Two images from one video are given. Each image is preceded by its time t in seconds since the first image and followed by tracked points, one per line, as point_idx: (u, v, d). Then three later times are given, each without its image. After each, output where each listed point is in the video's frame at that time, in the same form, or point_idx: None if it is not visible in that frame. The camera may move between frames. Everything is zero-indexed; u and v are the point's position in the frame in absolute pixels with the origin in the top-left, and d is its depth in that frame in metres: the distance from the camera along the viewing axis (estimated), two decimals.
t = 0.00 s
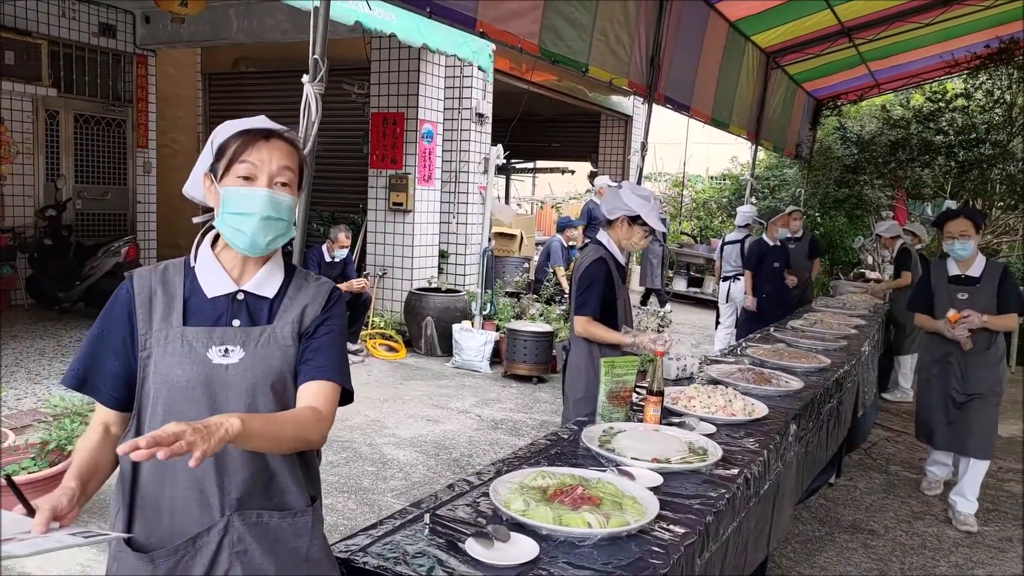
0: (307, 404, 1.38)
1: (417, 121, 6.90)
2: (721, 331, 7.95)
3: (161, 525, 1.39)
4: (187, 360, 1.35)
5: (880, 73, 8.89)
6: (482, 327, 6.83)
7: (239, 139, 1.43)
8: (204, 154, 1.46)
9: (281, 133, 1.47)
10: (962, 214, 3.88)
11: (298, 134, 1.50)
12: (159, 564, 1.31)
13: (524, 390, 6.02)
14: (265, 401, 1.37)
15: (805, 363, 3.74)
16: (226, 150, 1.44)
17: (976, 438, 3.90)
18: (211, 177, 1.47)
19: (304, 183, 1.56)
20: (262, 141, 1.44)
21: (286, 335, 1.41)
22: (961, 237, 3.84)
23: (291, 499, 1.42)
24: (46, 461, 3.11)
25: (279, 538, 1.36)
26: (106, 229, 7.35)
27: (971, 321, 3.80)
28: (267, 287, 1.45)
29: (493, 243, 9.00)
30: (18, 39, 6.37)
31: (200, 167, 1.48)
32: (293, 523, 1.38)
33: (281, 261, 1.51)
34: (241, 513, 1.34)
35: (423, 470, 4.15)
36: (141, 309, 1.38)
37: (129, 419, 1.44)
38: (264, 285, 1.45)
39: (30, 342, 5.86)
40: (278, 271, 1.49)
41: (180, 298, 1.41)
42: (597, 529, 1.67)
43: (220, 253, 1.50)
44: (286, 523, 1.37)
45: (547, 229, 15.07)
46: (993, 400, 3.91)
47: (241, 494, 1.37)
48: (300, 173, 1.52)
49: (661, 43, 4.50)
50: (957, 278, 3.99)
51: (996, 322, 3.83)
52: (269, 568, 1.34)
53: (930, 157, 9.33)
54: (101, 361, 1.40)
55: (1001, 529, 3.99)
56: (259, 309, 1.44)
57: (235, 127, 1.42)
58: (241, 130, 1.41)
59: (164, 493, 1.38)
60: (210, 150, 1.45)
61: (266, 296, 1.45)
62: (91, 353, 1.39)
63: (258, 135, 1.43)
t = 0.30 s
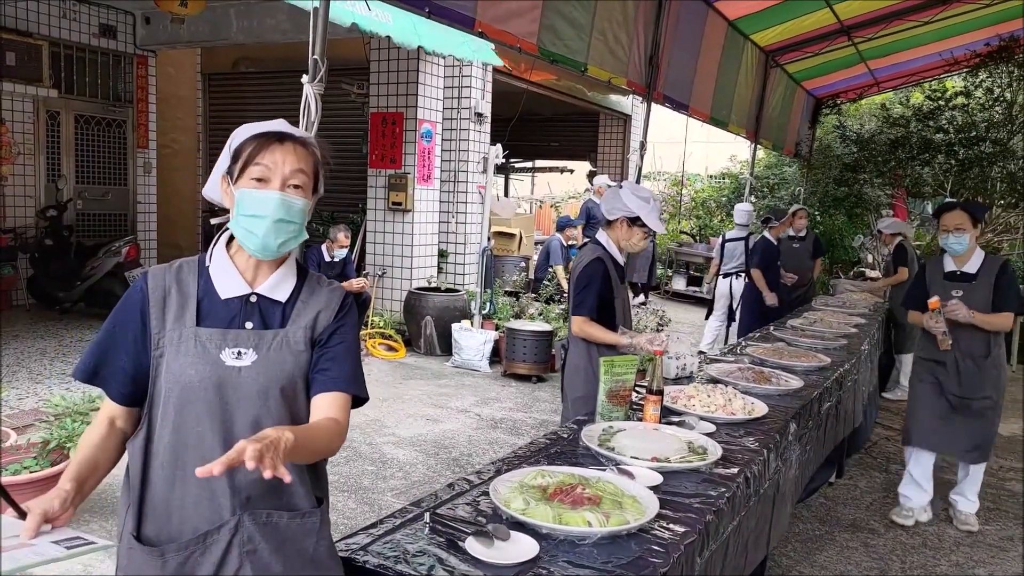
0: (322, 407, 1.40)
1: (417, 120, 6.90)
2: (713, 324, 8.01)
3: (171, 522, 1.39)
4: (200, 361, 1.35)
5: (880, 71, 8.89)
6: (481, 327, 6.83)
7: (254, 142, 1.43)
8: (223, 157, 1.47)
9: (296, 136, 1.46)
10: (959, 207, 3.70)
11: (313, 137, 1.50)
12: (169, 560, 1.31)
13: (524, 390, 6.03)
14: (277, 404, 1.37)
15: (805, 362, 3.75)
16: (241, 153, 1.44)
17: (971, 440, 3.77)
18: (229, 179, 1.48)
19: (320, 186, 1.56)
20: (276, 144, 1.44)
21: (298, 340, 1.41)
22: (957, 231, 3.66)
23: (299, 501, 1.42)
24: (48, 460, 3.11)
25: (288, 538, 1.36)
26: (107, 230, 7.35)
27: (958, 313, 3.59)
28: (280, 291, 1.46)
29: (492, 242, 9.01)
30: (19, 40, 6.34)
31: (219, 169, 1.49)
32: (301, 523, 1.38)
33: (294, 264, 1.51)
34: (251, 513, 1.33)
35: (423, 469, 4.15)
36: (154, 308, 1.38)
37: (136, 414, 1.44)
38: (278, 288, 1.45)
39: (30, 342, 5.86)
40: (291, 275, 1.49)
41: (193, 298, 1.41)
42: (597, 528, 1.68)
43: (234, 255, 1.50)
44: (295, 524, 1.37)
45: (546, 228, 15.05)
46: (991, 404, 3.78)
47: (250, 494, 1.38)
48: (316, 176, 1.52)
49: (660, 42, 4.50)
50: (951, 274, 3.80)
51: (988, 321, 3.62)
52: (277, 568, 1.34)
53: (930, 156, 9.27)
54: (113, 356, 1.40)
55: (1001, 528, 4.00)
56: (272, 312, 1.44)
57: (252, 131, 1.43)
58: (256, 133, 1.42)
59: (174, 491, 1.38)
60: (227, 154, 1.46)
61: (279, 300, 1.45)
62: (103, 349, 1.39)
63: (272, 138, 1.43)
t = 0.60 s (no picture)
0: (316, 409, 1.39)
1: (414, 117, 6.89)
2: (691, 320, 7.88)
3: (165, 522, 1.38)
4: (196, 359, 1.34)
5: (877, 71, 8.87)
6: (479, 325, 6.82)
7: (240, 130, 1.44)
8: (209, 152, 1.48)
9: (282, 123, 1.47)
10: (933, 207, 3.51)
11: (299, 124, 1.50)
12: (165, 562, 1.30)
13: (520, 387, 6.03)
14: (274, 401, 1.37)
15: (801, 360, 3.75)
16: (228, 142, 1.45)
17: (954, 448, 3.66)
18: (217, 172, 1.48)
19: (309, 178, 1.56)
20: (262, 131, 1.45)
21: (295, 336, 1.41)
22: (930, 234, 3.48)
23: (297, 500, 1.43)
24: (42, 457, 3.11)
25: (285, 538, 1.36)
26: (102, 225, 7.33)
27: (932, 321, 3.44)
28: (275, 286, 1.46)
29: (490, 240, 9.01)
30: (12, 34, 6.32)
31: (207, 164, 1.49)
32: (299, 523, 1.38)
33: (288, 257, 1.51)
34: (247, 514, 1.33)
35: (419, 466, 4.15)
36: (148, 306, 1.38)
37: (131, 415, 1.44)
38: (273, 284, 1.45)
39: (25, 338, 5.85)
40: (286, 268, 1.49)
41: (188, 296, 1.41)
42: (593, 525, 1.69)
43: (227, 248, 1.50)
44: (292, 523, 1.37)
45: (544, 226, 15.04)
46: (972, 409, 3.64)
47: (247, 494, 1.38)
48: (304, 164, 1.52)
49: (658, 40, 4.49)
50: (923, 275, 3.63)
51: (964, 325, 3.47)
52: (274, 568, 1.34)
53: (927, 156, 9.35)
54: (107, 355, 1.39)
55: (993, 525, 4.01)
56: (268, 308, 1.44)
57: (237, 120, 1.44)
58: (241, 121, 1.42)
59: (170, 492, 1.38)
60: (214, 146, 1.47)
61: (274, 295, 1.45)
62: (96, 348, 1.39)
63: (257, 125, 1.44)
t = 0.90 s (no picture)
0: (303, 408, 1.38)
1: (408, 116, 6.87)
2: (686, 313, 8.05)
3: (151, 530, 1.37)
4: (178, 361, 1.34)
5: (870, 65, 8.91)
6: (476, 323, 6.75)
7: (215, 136, 1.41)
8: (184, 154, 1.46)
9: (260, 129, 1.44)
10: (919, 200, 3.22)
11: (279, 128, 1.47)
12: (153, 568, 1.30)
13: (517, 385, 6.03)
14: (260, 400, 1.37)
15: (797, 355, 3.76)
16: (205, 149, 1.42)
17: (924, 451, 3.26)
18: (193, 176, 1.46)
19: (287, 180, 1.55)
20: (238, 139, 1.42)
21: (280, 334, 1.40)
22: (921, 230, 3.21)
23: (287, 502, 1.43)
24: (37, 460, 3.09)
25: (274, 542, 1.36)
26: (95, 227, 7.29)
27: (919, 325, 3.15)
28: (258, 286, 1.45)
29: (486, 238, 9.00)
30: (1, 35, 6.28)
31: (182, 167, 1.48)
32: (289, 526, 1.38)
33: (270, 258, 1.51)
34: (235, 517, 1.33)
35: (417, 465, 4.14)
36: (129, 310, 1.37)
37: (114, 423, 1.43)
38: (255, 284, 1.45)
39: (19, 341, 5.83)
40: (269, 269, 1.48)
41: (170, 298, 1.40)
42: (591, 522, 1.68)
43: (207, 251, 1.49)
44: (282, 527, 1.37)
45: (540, 224, 15.04)
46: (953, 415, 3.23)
47: (234, 498, 1.37)
48: (283, 169, 1.51)
49: (652, 36, 4.49)
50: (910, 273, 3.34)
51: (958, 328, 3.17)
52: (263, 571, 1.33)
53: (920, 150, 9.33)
54: (88, 362, 1.38)
55: (989, 517, 4.03)
56: (251, 308, 1.43)
57: (211, 125, 1.40)
58: (216, 128, 1.39)
59: (155, 499, 1.37)
60: (190, 151, 1.44)
61: (258, 295, 1.44)
62: (78, 355, 1.38)
63: (234, 133, 1.41)
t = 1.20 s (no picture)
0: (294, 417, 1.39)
1: (404, 114, 6.86)
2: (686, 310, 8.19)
3: (143, 534, 1.37)
4: (166, 363, 1.32)
5: (866, 61, 8.92)
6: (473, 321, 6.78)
7: (202, 135, 1.40)
8: (170, 154, 1.44)
9: (246, 127, 1.42)
10: (927, 195, 3.12)
11: (266, 125, 1.46)
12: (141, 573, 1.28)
13: (515, 382, 6.03)
14: (251, 402, 1.36)
15: (794, 350, 3.77)
16: (191, 148, 1.41)
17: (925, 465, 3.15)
18: (179, 174, 1.45)
19: (276, 179, 1.54)
20: (225, 138, 1.41)
21: (270, 335, 1.39)
22: (929, 229, 3.12)
23: (279, 505, 1.42)
24: (34, 462, 3.08)
25: (265, 547, 1.35)
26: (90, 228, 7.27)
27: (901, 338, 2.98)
28: (247, 286, 1.44)
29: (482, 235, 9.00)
30: None
31: (168, 165, 1.46)
32: (281, 530, 1.37)
33: (260, 258, 1.49)
34: (225, 522, 1.32)
35: (415, 464, 4.14)
36: (116, 314, 1.35)
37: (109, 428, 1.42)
38: (244, 284, 1.43)
39: (15, 342, 5.81)
40: (257, 269, 1.47)
41: (157, 301, 1.38)
42: (590, 519, 1.68)
43: (195, 253, 1.48)
44: (274, 531, 1.36)
45: (536, 221, 15.02)
46: (954, 427, 3.14)
47: (225, 502, 1.37)
48: (270, 169, 1.50)
49: (647, 33, 4.49)
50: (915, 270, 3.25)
51: (949, 340, 3.02)
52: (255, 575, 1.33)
53: (916, 144, 9.35)
54: (79, 366, 1.37)
55: (987, 510, 4.04)
56: (240, 308, 1.42)
57: (196, 124, 1.39)
58: (202, 126, 1.38)
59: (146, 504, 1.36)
60: (175, 149, 1.43)
61: (247, 296, 1.43)
62: (68, 360, 1.37)
63: (219, 132, 1.40)
